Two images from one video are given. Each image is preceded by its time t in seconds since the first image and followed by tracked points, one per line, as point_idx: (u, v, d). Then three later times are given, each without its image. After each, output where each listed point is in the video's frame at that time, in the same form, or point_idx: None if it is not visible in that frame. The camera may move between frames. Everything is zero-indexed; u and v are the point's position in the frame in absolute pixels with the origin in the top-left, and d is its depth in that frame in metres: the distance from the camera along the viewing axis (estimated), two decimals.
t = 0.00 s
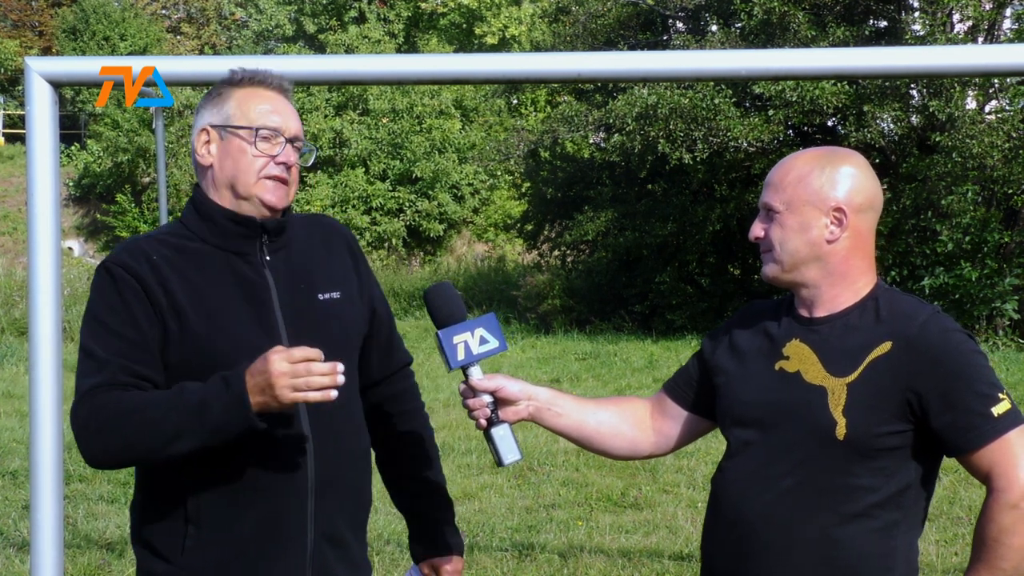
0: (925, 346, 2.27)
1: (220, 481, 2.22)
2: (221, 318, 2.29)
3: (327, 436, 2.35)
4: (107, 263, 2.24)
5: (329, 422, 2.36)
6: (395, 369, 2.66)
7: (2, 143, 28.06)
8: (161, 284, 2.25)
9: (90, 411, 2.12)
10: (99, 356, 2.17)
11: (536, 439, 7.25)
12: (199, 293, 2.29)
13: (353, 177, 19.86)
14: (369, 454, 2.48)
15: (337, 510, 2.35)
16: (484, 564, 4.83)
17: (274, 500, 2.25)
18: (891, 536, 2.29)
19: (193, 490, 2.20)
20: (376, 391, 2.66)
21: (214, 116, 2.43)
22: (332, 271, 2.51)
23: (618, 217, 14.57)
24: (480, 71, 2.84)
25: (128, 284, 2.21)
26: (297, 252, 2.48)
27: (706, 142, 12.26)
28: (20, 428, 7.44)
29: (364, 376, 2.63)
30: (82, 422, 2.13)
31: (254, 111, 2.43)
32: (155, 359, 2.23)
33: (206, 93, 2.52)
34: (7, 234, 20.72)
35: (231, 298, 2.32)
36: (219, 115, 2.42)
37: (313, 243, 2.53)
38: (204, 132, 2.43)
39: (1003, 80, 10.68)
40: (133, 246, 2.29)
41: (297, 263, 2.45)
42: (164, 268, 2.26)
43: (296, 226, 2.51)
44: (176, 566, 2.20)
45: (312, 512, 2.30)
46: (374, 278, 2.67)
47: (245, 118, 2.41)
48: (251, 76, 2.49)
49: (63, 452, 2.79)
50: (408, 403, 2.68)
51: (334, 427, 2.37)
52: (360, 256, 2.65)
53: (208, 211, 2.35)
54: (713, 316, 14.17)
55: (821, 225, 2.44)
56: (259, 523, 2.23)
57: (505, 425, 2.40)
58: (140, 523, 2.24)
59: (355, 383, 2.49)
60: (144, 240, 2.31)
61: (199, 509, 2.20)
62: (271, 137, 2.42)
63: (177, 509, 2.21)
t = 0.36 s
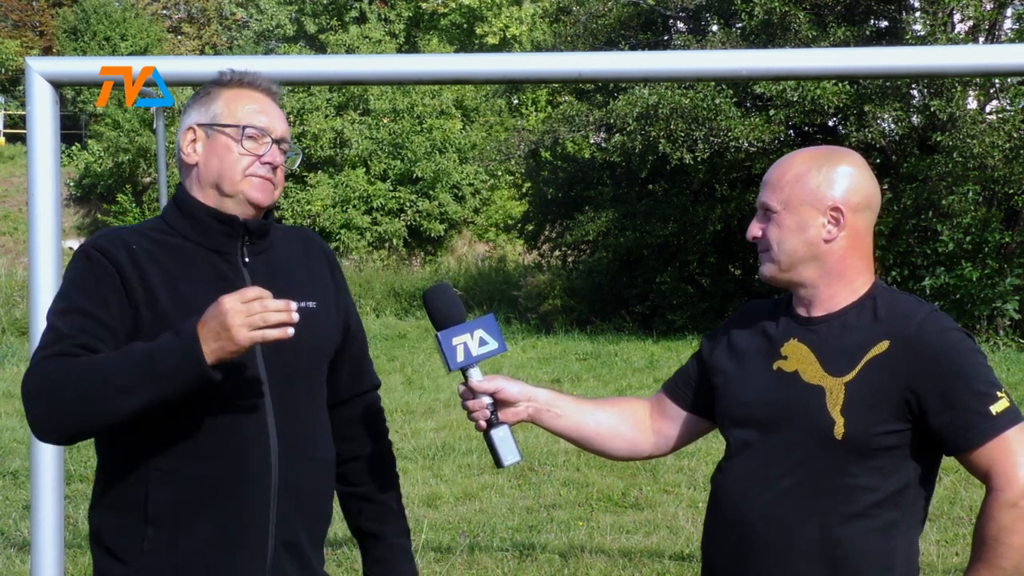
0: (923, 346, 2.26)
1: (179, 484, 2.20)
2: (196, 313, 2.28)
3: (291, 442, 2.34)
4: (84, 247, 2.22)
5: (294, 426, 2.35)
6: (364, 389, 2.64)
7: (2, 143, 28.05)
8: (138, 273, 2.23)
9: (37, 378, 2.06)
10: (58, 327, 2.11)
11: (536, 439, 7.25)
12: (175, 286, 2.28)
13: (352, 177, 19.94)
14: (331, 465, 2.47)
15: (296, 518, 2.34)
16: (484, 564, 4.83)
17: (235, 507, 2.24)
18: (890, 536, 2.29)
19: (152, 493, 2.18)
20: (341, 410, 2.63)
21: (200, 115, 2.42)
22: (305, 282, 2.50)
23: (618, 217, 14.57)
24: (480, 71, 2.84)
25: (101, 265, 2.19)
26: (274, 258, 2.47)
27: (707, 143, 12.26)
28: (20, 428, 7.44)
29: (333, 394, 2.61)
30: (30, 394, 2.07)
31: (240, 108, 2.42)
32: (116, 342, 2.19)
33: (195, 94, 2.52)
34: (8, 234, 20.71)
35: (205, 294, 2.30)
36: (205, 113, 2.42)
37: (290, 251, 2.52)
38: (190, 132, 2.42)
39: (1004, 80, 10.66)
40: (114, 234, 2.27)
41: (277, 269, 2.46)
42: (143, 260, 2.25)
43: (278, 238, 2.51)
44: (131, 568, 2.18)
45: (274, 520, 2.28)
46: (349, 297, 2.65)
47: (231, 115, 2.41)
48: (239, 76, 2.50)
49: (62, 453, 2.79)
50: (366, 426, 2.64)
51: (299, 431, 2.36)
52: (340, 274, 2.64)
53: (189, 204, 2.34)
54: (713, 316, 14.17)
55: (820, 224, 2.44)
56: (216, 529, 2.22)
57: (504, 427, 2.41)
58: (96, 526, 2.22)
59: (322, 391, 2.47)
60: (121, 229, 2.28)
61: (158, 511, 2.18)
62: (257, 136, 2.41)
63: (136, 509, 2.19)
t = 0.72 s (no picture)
0: (926, 346, 2.26)
1: (166, 485, 2.20)
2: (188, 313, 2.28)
3: (280, 444, 2.34)
4: (75, 245, 2.23)
5: (283, 428, 2.35)
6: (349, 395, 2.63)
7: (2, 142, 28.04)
8: (129, 271, 2.24)
9: (39, 376, 2.07)
10: (57, 327, 2.12)
11: (536, 439, 7.26)
12: (166, 284, 2.28)
13: (352, 177, 19.95)
14: (317, 467, 2.47)
15: (284, 521, 2.34)
16: (485, 564, 4.82)
17: (223, 508, 2.24)
18: (894, 535, 2.29)
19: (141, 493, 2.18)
20: (329, 414, 2.62)
21: (211, 116, 2.44)
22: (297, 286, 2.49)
23: (618, 217, 14.59)
24: (480, 71, 2.84)
25: (93, 264, 2.20)
26: (267, 264, 2.47)
27: (706, 142, 12.27)
28: (20, 428, 7.44)
29: (318, 399, 2.60)
30: (31, 391, 2.09)
31: (254, 119, 2.45)
32: (114, 339, 2.21)
33: (205, 95, 2.53)
34: (8, 234, 20.70)
35: (196, 295, 2.31)
36: (217, 117, 2.43)
37: (282, 255, 2.52)
38: (198, 129, 2.42)
39: (1004, 80, 10.66)
40: (106, 233, 2.28)
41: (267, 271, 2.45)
42: (133, 257, 2.25)
43: (265, 242, 2.50)
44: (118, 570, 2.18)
45: (261, 521, 2.28)
46: (340, 302, 2.64)
47: (244, 124, 2.43)
48: (259, 89, 2.52)
49: (62, 453, 2.79)
50: (351, 429, 2.64)
51: (287, 432, 2.36)
52: (327, 279, 2.62)
53: (179, 205, 2.34)
54: (713, 316, 14.18)
55: (822, 224, 2.44)
56: (204, 530, 2.22)
57: (508, 428, 2.41)
58: (81, 527, 2.22)
59: (309, 395, 2.47)
60: (114, 229, 2.29)
61: (145, 512, 2.19)
62: (264, 150, 2.43)
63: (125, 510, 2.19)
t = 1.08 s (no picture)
0: (928, 346, 2.26)
1: (171, 485, 2.20)
2: (200, 314, 2.29)
3: (284, 446, 2.34)
4: (91, 241, 2.24)
5: (287, 430, 2.35)
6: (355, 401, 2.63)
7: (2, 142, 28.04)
8: (145, 271, 2.25)
9: (61, 374, 2.08)
10: (75, 324, 2.13)
11: (536, 439, 7.26)
12: (181, 285, 2.29)
13: (352, 177, 19.92)
14: (321, 471, 2.47)
15: (287, 522, 2.34)
16: (485, 564, 4.83)
17: (228, 509, 2.24)
18: (895, 535, 2.29)
19: (148, 494, 2.18)
20: (334, 420, 2.62)
21: (232, 119, 2.44)
22: (303, 291, 2.50)
23: (618, 217, 14.59)
24: (480, 71, 2.84)
25: (110, 260, 2.21)
26: (280, 267, 2.48)
27: (706, 143, 12.26)
28: (20, 428, 7.44)
29: (325, 403, 2.59)
30: (49, 387, 2.09)
31: (273, 124, 2.44)
32: (132, 338, 2.22)
33: (227, 96, 2.53)
34: (7, 234, 20.69)
35: (209, 296, 2.32)
36: (238, 120, 2.43)
37: (290, 259, 2.52)
38: (217, 132, 2.43)
39: (1004, 81, 10.66)
40: (124, 230, 2.30)
41: (279, 276, 2.46)
42: (149, 256, 2.27)
43: (282, 247, 2.51)
44: (121, 568, 2.18)
45: (265, 523, 2.29)
46: (347, 310, 2.64)
47: (263, 129, 2.43)
48: (278, 92, 2.51)
49: (62, 451, 2.78)
50: (354, 437, 2.64)
51: (291, 434, 2.36)
52: (336, 285, 2.62)
53: (196, 205, 2.35)
54: (713, 316, 14.19)
55: (825, 225, 2.45)
56: (209, 530, 2.22)
57: (511, 426, 2.41)
58: (87, 524, 2.22)
59: (314, 400, 2.47)
60: (133, 228, 2.30)
61: (151, 511, 2.18)
62: (282, 156, 2.43)
63: (130, 509, 2.19)
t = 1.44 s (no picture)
0: (930, 344, 2.26)
1: (176, 486, 2.20)
2: (210, 316, 2.29)
3: (289, 446, 2.34)
4: (100, 240, 2.25)
5: (292, 429, 2.35)
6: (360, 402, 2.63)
7: (3, 143, 28.05)
8: (155, 272, 2.25)
9: (70, 375, 2.08)
10: (84, 325, 2.14)
11: (536, 440, 7.26)
12: (193, 285, 2.29)
13: (352, 177, 19.91)
14: (326, 471, 2.47)
15: (291, 521, 2.34)
16: (485, 564, 4.83)
17: (233, 510, 2.24)
18: (896, 534, 2.29)
19: (153, 492, 2.18)
20: (339, 421, 2.62)
21: (243, 120, 2.44)
22: (308, 293, 2.49)
23: (619, 217, 14.59)
24: (480, 71, 2.84)
25: (120, 259, 2.22)
26: (287, 269, 2.48)
27: (707, 142, 12.26)
28: (20, 428, 7.44)
29: (330, 405, 2.59)
30: (58, 387, 2.09)
31: (285, 125, 2.44)
32: (141, 339, 2.22)
33: (239, 98, 2.53)
34: (8, 234, 20.68)
35: (214, 296, 2.32)
36: (249, 121, 2.44)
37: (297, 260, 2.52)
38: (229, 133, 2.43)
39: (1004, 81, 10.65)
40: (133, 229, 2.30)
41: (285, 278, 2.46)
42: (160, 255, 2.27)
43: (290, 247, 2.51)
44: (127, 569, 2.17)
45: (270, 524, 2.29)
46: (353, 312, 2.64)
47: (274, 130, 2.43)
48: (290, 94, 2.52)
49: (63, 451, 2.78)
50: (357, 438, 2.64)
51: (295, 433, 2.36)
52: (344, 287, 2.62)
53: (205, 205, 2.36)
54: (713, 316, 14.20)
55: (826, 225, 2.45)
56: (215, 530, 2.22)
57: (512, 424, 2.41)
58: (92, 524, 2.22)
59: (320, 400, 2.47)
60: (141, 228, 2.31)
61: (156, 511, 2.18)
62: (293, 157, 2.42)
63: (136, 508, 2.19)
